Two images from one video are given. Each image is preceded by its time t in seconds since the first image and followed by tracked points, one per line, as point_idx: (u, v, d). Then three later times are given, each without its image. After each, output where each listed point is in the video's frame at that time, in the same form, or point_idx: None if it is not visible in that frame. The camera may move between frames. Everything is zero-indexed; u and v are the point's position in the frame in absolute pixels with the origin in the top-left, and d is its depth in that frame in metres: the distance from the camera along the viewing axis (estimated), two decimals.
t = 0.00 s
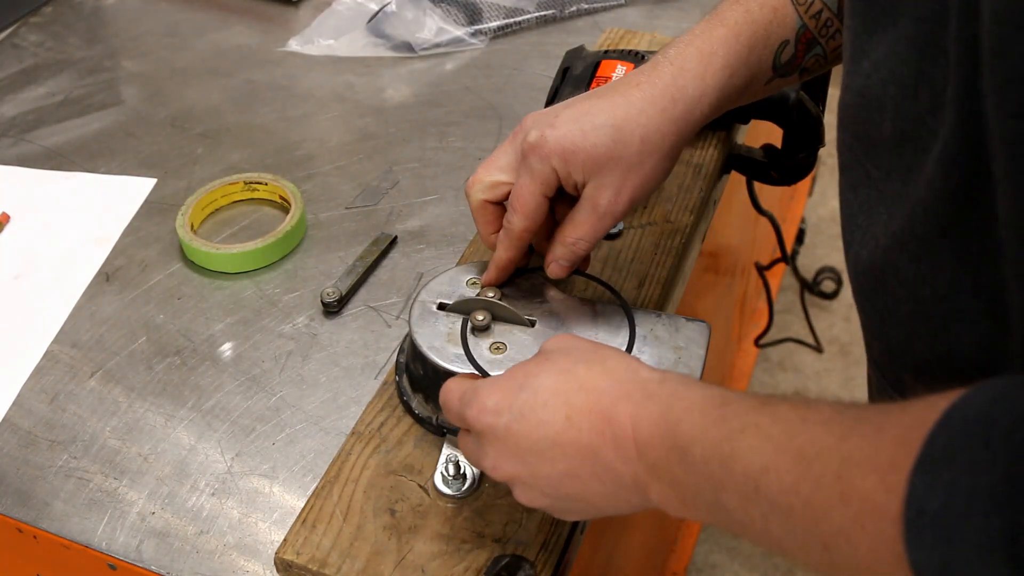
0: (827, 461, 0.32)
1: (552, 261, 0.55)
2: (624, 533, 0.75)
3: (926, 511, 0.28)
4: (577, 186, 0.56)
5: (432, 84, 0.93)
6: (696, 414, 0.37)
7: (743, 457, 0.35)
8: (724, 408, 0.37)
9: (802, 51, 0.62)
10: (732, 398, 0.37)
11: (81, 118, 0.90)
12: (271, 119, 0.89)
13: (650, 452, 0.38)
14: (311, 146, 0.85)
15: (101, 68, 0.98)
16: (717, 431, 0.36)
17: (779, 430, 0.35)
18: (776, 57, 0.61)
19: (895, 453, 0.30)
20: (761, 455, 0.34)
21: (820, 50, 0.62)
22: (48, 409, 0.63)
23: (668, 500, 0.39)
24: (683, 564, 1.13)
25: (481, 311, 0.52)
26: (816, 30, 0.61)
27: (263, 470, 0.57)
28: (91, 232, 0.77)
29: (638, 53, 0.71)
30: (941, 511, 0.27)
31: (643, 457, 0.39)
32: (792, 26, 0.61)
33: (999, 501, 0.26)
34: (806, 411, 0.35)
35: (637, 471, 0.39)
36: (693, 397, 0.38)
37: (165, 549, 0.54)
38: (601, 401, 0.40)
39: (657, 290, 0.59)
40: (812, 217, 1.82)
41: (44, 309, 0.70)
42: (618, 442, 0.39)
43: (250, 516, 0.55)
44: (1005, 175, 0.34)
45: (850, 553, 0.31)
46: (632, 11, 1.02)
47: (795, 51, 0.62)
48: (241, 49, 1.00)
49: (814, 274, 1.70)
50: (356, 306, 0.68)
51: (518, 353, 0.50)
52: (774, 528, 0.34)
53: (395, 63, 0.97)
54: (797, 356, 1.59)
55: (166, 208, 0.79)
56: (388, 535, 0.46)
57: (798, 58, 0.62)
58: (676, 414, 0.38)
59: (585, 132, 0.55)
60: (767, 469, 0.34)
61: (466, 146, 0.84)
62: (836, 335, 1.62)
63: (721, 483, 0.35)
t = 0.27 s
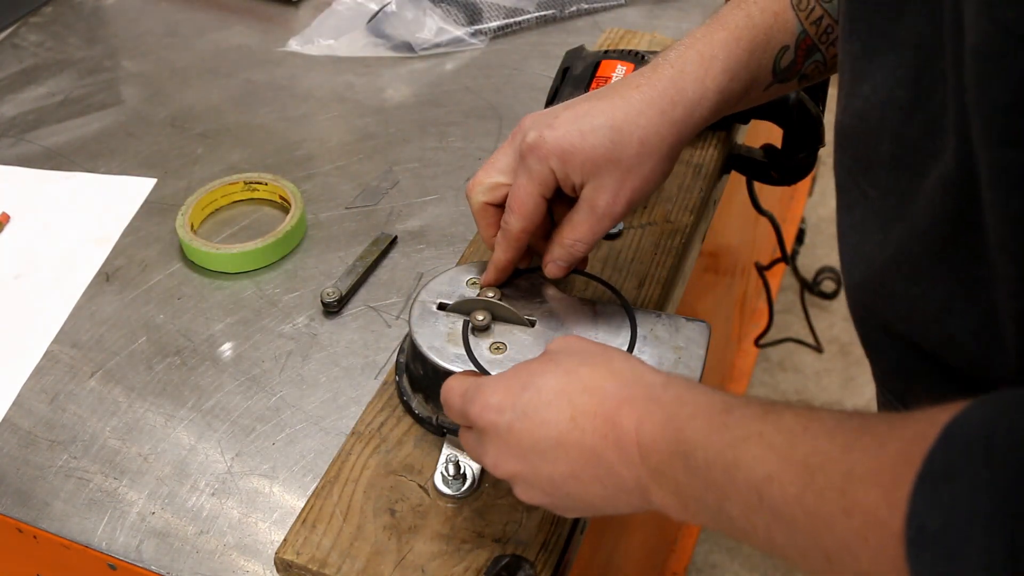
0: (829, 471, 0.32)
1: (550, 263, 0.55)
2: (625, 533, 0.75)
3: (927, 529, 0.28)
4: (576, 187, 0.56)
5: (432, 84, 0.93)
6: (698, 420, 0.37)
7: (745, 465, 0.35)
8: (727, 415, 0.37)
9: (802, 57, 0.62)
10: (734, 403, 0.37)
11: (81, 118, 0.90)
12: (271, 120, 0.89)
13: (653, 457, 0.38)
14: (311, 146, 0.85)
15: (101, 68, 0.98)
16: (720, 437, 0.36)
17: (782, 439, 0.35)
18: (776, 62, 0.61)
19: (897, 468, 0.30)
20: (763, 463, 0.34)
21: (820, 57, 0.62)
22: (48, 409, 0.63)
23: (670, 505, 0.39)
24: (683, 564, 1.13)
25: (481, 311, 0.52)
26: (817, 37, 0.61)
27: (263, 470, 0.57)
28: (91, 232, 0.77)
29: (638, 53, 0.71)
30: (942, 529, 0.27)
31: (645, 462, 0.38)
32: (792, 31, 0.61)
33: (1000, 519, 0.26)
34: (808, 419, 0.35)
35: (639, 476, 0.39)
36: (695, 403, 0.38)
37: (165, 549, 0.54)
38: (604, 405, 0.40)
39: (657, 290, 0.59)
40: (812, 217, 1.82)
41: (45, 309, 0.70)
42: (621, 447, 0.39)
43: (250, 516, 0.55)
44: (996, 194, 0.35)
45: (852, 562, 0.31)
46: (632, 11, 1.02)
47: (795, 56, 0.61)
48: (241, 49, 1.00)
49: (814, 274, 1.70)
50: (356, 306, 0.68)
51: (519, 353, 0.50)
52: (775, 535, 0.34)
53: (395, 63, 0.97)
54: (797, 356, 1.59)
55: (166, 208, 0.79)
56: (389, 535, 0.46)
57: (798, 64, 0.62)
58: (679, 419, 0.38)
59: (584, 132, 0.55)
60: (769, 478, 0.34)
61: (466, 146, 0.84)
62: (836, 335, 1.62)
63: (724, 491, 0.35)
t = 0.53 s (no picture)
0: (826, 479, 0.32)
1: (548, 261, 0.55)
2: (625, 533, 0.75)
3: (923, 551, 0.28)
4: (572, 186, 0.56)
5: (432, 84, 0.93)
6: (697, 428, 0.37)
7: (743, 474, 0.35)
8: (726, 424, 0.37)
9: (801, 60, 0.62)
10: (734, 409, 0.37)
11: (81, 118, 0.91)
12: (271, 120, 0.89)
13: (652, 464, 0.38)
14: (311, 146, 0.85)
15: (101, 68, 0.98)
16: (719, 444, 0.36)
17: (780, 448, 0.35)
18: (775, 64, 0.61)
19: (892, 486, 0.30)
20: (761, 473, 0.34)
21: (818, 60, 0.62)
22: (48, 409, 0.63)
23: (669, 511, 0.38)
24: (684, 564, 1.13)
25: (481, 311, 0.52)
26: (815, 39, 0.61)
27: (263, 470, 0.57)
28: (91, 232, 0.77)
29: (638, 53, 0.71)
30: (938, 553, 0.27)
31: (645, 469, 0.38)
32: (792, 33, 0.61)
33: (996, 546, 0.26)
34: (806, 428, 0.35)
35: (639, 482, 0.39)
36: (694, 410, 0.38)
37: (165, 549, 0.54)
38: (603, 411, 0.40)
39: (657, 290, 0.59)
40: (812, 217, 1.82)
41: (45, 309, 0.70)
42: (620, 453, 0.39)
43: (250, 515, 0.55)
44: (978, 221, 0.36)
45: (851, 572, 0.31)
46: (632, 11, 1.02)
47: (794, 59, 0.61)
48: (241, 49, 1.00)
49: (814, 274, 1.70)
50: (355, 306, 0.68)
51: (519, 353, 0.50)
52: (773, 545, 0.34)
53: (395, 63, 0.97)
54: (797, 356, 1.59)
55: (166, 208, 0.79)
56: (388, 535, 0.46)
57: (796, 67, 0.62)
58: (678, 427, 0.37)
59: (580, 131, 0.55)
60: (767, 489, 0.34)
61: (466, 146, 0.84)
62: (836, 335, 1.62)
63: (723, 500, 0.35)
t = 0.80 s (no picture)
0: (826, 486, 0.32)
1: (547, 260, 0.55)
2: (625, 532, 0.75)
3: (920, 564, 0.28)
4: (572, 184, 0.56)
5: (432, 84, 0.93)
6: (698, 432, 0.37)
7: (742, 481, 0.35)
8: (726, 429, 0.37)
9: (801, 63, 0.62)
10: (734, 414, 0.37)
11: (81, 118, 0.90)
12: (271, 120, 0.89)
13: (653, 468, 0.38)
14: (311, 146, 0.85)
15: (101, 67, 0.98)
16: (719, 449, 0.36)
17: (779, 455, 0.35)
18: (775, 68, 0.61)
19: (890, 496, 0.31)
20: (761, 479, 0.35)
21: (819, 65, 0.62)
22: (48, 409, 0.63)
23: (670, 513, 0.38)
24: (683, 563, 1.13)
25: (481, 311, 0.52)
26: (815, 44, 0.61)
27: (263, 470, 0.57)
28: (91, 232, 0.77)
29: (638, 53, 0.71)
30: (935, 566, 0.28)
31: (646, 474, 0.38)
32: (792, 36, 0.61)
33: (991, 558, 0.27)
34: (806, 434, 0.35)
35: (640, 486, 0.39)
36: (694, 414, 0.38)
37: (164, 549, 0.54)
38: (603, 414, 0.40)
39: (657, 290, 0.59)
40: (812, 217, 1.82)
41: (45, 309, 0.70)
42: (620, 457, 0.39)
43: (250, 516, 0.55)
44: (950, 237, 0.37)
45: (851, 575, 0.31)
46: (632, 11, 1.02)
47: (794, 63, 0.61)
48: (241, 49, 1.00)
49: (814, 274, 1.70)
50: (355, 306, 0.68)
51: (519, 353, 0.50)
52: (775, 548, 0.35)
53: (395, 63, 0.97)
54: (797, 356, 1.59)
55: (166, 208, 0.79)
56: (388, 535, 0.46)
57: (796, 71, 0.62)
58: (678, 431, 0.37)
59: (580, 128, 0.55)
60: (767, 496, 0.34)
61: (466, 146, 0.84)
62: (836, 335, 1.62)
63: (724, 506, 0.36)
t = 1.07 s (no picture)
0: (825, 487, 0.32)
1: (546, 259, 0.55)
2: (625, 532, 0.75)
3: (915, 565, 0.28)
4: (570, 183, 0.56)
5: (432, 84, 0.93)
6: (696, 432, 0.37)
7: (741, 483, 0.35)
8: (724, 429, 0.37)
9: (799, 62, 0.62)
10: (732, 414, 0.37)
11: (81, 118, 0.90)
12: (271, 120, 0.89)
13: (652, 469, 0.38)
14: (311, 146, 0.85)
15: (101, 67, 0.98)
16: (718, 450, 0.36)
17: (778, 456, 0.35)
18: (772, 66, 0.61)
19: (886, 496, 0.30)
20: (760, 481, 0.35)
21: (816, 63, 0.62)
22: (48, 409, 0.63)
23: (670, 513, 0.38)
24: (683, 563, 1.13)
25: (481, 311, 0.52)
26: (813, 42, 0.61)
27: (263, 470, 0.57)
28: (91, 232, 0.77)
29: (638, 53, 0.71)
30: (929, 568, 0.27)
31: (645, 475, 0.38)
32: (789, 35, 0.61)
33: (986, 559, 0.26)
34: (804, 435, 0.35)
35: (639, 486, 0.39)
36: (692, 414, 0.38)
37: (164, 549, 0.54)
38: (602, 415, 0.40)
39: (657, 290, 0.59)
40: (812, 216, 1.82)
41: (45, 309, 0.70)
42: (620, 457, 0.39)
43: (250, 515, 0.55)
44: (943, 238, 0.37)
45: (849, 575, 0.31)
46: (632, 11, 1.02)
47: (791, 62, 0.61)
48: (241, 49, 1.00)
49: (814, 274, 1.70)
50: (355, 306, 0.68)
51: (519, 353, 0.50)
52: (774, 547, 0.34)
53: (395, 63, 0.97)
54: (797, 356, 1.59)
55: (166, 208, 0.79)
56: (388, 535, 0.46)
57: (794, 70, 0.62)
58: (676, 431, 0.37)
59: (577, 127, 0.55)
60: (767, 498, 0.34)
61: (466, 146, 0.84)
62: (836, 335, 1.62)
63: (724, 505, 0.36)
